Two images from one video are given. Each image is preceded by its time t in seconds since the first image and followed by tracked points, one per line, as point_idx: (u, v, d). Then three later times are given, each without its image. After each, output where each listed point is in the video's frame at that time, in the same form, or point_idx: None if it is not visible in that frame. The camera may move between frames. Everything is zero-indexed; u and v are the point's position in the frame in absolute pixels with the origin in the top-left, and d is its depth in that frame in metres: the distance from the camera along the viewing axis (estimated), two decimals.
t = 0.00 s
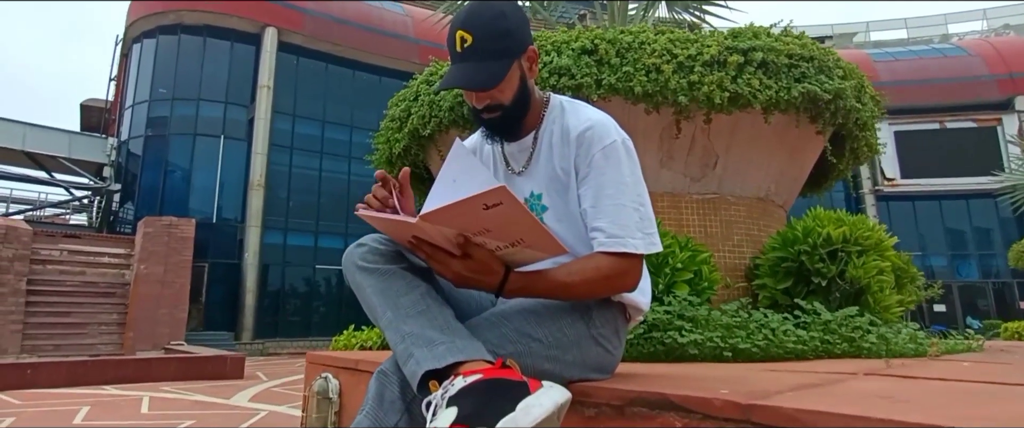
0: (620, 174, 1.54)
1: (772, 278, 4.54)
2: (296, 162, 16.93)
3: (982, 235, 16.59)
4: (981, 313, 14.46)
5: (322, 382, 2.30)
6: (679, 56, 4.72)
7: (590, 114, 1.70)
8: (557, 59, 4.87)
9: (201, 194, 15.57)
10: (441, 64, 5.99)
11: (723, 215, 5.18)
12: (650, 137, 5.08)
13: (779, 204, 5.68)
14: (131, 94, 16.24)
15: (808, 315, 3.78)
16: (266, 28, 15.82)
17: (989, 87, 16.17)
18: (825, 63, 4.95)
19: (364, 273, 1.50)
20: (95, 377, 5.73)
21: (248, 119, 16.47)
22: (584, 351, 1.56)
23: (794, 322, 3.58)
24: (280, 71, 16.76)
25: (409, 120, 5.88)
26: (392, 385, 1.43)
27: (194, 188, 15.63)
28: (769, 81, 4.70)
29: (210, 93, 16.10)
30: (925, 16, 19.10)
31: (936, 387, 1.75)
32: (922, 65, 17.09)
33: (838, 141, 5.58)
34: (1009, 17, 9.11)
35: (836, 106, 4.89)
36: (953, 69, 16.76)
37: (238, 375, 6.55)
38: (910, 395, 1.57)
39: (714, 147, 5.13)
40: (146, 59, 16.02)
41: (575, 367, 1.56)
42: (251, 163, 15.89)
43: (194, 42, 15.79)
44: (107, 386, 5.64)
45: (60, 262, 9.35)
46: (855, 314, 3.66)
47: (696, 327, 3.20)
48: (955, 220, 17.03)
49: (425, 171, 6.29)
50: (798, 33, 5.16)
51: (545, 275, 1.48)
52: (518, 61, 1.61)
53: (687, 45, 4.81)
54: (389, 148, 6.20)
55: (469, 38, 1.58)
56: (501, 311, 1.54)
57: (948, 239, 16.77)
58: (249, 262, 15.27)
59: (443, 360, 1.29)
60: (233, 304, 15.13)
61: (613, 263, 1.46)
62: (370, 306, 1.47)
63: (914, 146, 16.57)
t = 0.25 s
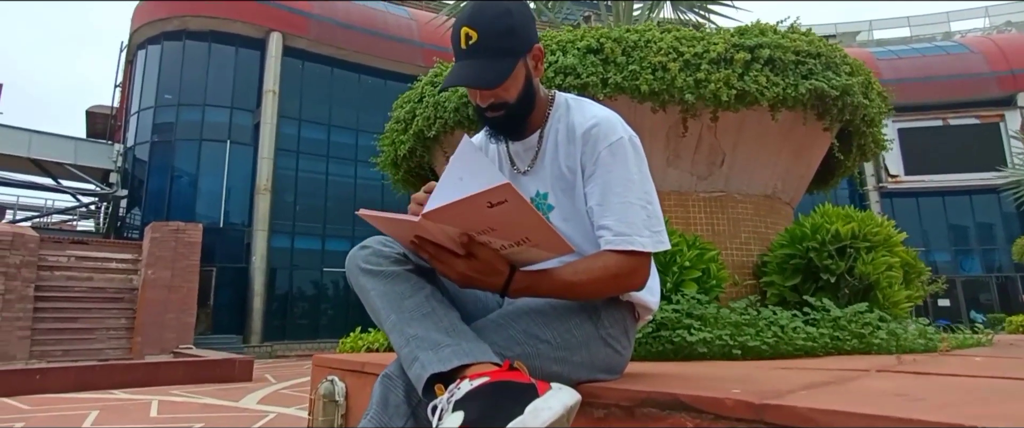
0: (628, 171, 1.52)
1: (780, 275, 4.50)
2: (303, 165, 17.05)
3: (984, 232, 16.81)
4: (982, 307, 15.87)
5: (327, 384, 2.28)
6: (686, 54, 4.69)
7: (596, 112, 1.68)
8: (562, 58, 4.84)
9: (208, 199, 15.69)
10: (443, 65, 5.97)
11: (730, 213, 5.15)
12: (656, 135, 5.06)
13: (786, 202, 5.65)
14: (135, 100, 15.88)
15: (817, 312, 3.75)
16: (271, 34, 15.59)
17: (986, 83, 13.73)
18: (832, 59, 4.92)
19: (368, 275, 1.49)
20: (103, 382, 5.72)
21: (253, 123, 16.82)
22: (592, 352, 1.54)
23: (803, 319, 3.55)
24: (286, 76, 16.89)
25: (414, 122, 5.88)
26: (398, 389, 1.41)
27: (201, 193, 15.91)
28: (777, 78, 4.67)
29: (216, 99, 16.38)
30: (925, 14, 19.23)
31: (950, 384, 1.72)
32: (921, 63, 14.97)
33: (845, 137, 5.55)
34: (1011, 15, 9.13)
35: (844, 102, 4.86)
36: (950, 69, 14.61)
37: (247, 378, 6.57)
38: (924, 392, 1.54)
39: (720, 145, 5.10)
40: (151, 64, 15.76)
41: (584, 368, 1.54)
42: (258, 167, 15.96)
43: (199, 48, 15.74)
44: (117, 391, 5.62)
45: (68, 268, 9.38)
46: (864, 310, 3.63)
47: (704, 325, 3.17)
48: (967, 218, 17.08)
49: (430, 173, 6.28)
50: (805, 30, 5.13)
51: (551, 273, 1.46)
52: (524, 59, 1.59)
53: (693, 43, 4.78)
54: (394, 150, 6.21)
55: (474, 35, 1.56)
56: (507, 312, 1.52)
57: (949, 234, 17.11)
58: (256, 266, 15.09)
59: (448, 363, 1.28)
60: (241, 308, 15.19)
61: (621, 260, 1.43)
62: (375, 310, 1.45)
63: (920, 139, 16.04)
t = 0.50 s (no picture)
0: (634, 167, 1.49)
1: (790, 275, 4.45)
2: (311, 170, 17.02)
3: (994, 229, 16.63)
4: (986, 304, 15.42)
5: (334, 390, 2.26)
6: (691, 52, 4.66)
7: (602, 109, 1.65)
8: (567, 57, 4.81)
9: (217, 204, 15.66)
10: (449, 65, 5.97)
11: (739, 213, 5.10)
12: (663, 134, 5.02)
13: (795, 200, 5.59)
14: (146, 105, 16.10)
15: (830, 312, 3.69)
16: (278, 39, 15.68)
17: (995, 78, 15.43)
18: (840, 56, 4.86)
19: (373, 279, 1.46)
20: (113, 387, 5.67)
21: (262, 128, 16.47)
22: (602, 354, 1.50)
23: (815, 320, 3.49)
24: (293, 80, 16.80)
25: (419, 123, 5.86)
26: (404, 395, 1.38)
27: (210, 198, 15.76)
28: (784, 74, 4.62)
29: (223, 104, 16.15)
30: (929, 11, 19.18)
31: (973, 385, 1.67)
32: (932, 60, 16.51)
33: (854, 134, 5.48)
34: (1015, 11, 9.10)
35: (852, 98, 4.81)
36: (957, 65, 16.11)
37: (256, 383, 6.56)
38: (947, 394, 1.49)
39: (728, 143, 5.05)
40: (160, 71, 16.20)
41: (594, 371, 1.50)
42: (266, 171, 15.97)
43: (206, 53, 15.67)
44: (128, 397, 5.60)
45: (79, 274, 9.41)
46: (877, 309, 3.57)
47: (715, 326, 3.12)
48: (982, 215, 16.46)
49: (437, 174, 6.28)
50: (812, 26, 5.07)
51: (558, 273, 1.42)
52: (530, 56, 1.57)
53: (698, 41, 4.74)
54: (400, 152, 6.18)
55: (479, 31, 1.53)
56: (515, 314, 1.49)
57: (960, 232, 16.94)
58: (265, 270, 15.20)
59: (455, 368, 1.24)
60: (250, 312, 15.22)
61: (627, 259, 1.39)
62: (380, 314, 1.42)
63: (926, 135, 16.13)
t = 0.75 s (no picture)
0: (640, 167, 1.45)
1: (800, 275, 4.40)
2: (318, 173, 16.94)
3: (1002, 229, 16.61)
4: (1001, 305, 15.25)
5: (339, 396, 2.22)
6: (697, 51, 4.61)
7: (607, 108, 1.62)
8: (572, 58, 4.78)
9: (225, 208, 15.55)
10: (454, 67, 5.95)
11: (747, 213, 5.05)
12: (669, 134, 4.97)
13: (803, 200, 5.52)
14: (155, 110, 16.37)
15: (841, 312, 3.63)
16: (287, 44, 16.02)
17: (1001, 76, 14.48)
18: (846, 54, 4.81)
19: (376, 284, 1.42)
20: (121, 392, 5.66)
21: (268, 132, 16.30)
22: (610, 359, 1.46)
23: (826, 320, 3.44)
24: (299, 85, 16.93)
25: (423, 126, 5.86)
26: (407, 403, 1.35)
27: (217, 203, 15.55)
28: (791, 73, 4.57)
29: (231, 108, 16.17)
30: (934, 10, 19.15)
31: (993, 389, 1.62)
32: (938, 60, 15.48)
33: (861, 132, 5.41)
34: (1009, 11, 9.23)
35: (859, 96, 4.75)
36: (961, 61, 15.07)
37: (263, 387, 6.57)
38: (967, 398, 1.44)
39: (735, 143, 5.00)
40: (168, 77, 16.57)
41: (602, 377, 1.46)
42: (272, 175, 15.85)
43: (215, 58, 16.24)
44: (136, 402, 5.59)
45: (87, 279, 9.42)
46: (889, 310, 3.52)
47: (724, 329, 3.07)
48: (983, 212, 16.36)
49: (442, 176, 6.25)
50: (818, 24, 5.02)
51: (563, 274, 1.38)
52: (535, 52, 1.54)
53: (703, 40, 4.70)
54: (405, 155, 6.18)
55: (488, 27, 1.50)
56: (520, 319, 1.45)
57: (968, 231, 16.73)
58: (272, 274, 15.21)
59: (459, 376, 1.21)
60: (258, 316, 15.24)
61: (633, 260, 1.36)
62: (382, 319, 1.39)
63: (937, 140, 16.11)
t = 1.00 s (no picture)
0: (647, 167, 1.40)
1: (810, 277, 4.33)
2: (324, 177, 16.88)
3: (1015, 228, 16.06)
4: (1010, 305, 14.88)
5: (344, 403, 2.15)
6: (703, 50, 4.57)
7: (612, 106, 1.57)
8: (575, 59, 4.73)
9: (231, 212, 15.57)
10: (460, 70, 5.92)
11: (755, 214, 4.99)
12: (676, 135, 4.92)
13: (811, 200, 5.46)
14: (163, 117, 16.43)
15: (852, 315, 3.57)
16: (291, 49, 16.02)
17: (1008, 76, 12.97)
18: (854, 52, 4.75)
19: (376, 289, 1.38)
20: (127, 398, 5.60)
21: (275, 137, 16.36)
22: (618, 366, 1.41)
23: (838, 323, 3.38)
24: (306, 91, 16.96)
25: (427, 129, 5.82)
26: (408, 413, 1.31)
27: (225, 207, 15.56)
28: (797, 72, 4.52)
29: (238, 114, 16.21)
30: (941, 11, 18.99)
31: (1018, 394, 1.56)
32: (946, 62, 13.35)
33: (869, 132, 5.34)
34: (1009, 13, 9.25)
35: (868, 95, 4.70)
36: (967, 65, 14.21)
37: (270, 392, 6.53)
38: (992, 405, 1.39)
39: (742, 143, 4.95)
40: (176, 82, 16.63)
41: (609, 384, 1.41)
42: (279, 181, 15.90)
43: (222, 64, 16.30)
44: (144, 407, 5.56)
45: (95, 285, 9.31)
46: (902, 312, 3.46)
47: (734, 332, 3.02)
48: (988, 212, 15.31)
49: (447, 180, 6.19)
50: (825, 23, 4.96)
51: (568, 278, 1.34)
52: (541, 50, 1.51)
53: (709, 40, 4.66)
54: (409, 158, 6.14)
55: (493, 24, 1.46)
56: (524, 324, 1.41)
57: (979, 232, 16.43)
58: (280, 278, 15.24)
59: (461, 385, 1.17)
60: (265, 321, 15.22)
61: (641, 262, 1.31)
62: (383, 326, 1.35)
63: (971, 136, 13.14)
